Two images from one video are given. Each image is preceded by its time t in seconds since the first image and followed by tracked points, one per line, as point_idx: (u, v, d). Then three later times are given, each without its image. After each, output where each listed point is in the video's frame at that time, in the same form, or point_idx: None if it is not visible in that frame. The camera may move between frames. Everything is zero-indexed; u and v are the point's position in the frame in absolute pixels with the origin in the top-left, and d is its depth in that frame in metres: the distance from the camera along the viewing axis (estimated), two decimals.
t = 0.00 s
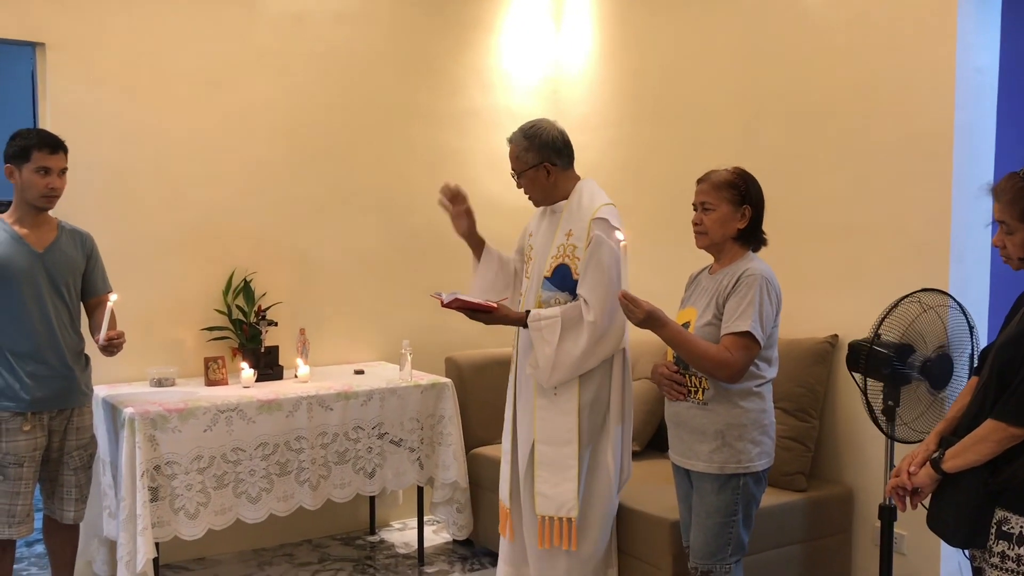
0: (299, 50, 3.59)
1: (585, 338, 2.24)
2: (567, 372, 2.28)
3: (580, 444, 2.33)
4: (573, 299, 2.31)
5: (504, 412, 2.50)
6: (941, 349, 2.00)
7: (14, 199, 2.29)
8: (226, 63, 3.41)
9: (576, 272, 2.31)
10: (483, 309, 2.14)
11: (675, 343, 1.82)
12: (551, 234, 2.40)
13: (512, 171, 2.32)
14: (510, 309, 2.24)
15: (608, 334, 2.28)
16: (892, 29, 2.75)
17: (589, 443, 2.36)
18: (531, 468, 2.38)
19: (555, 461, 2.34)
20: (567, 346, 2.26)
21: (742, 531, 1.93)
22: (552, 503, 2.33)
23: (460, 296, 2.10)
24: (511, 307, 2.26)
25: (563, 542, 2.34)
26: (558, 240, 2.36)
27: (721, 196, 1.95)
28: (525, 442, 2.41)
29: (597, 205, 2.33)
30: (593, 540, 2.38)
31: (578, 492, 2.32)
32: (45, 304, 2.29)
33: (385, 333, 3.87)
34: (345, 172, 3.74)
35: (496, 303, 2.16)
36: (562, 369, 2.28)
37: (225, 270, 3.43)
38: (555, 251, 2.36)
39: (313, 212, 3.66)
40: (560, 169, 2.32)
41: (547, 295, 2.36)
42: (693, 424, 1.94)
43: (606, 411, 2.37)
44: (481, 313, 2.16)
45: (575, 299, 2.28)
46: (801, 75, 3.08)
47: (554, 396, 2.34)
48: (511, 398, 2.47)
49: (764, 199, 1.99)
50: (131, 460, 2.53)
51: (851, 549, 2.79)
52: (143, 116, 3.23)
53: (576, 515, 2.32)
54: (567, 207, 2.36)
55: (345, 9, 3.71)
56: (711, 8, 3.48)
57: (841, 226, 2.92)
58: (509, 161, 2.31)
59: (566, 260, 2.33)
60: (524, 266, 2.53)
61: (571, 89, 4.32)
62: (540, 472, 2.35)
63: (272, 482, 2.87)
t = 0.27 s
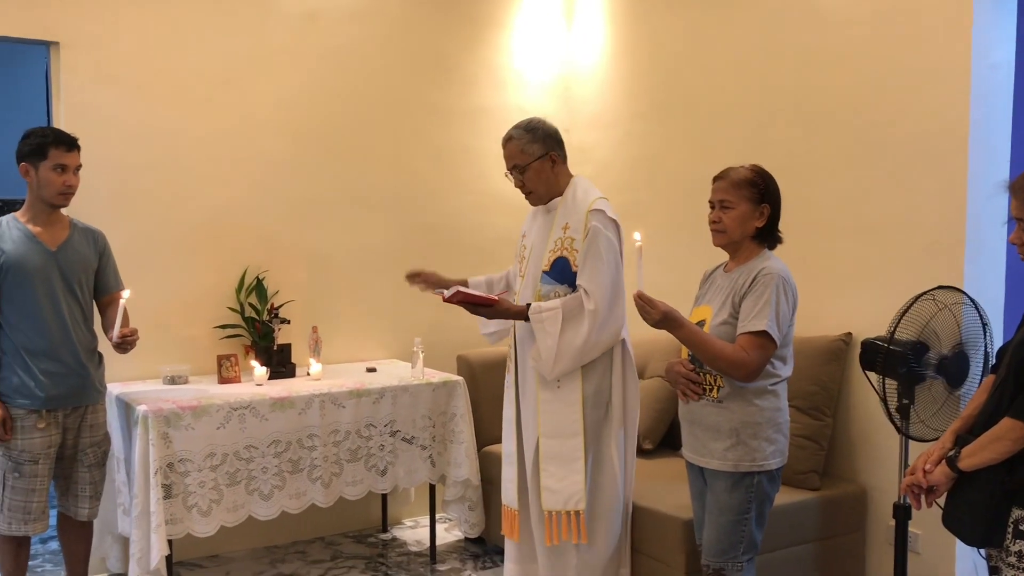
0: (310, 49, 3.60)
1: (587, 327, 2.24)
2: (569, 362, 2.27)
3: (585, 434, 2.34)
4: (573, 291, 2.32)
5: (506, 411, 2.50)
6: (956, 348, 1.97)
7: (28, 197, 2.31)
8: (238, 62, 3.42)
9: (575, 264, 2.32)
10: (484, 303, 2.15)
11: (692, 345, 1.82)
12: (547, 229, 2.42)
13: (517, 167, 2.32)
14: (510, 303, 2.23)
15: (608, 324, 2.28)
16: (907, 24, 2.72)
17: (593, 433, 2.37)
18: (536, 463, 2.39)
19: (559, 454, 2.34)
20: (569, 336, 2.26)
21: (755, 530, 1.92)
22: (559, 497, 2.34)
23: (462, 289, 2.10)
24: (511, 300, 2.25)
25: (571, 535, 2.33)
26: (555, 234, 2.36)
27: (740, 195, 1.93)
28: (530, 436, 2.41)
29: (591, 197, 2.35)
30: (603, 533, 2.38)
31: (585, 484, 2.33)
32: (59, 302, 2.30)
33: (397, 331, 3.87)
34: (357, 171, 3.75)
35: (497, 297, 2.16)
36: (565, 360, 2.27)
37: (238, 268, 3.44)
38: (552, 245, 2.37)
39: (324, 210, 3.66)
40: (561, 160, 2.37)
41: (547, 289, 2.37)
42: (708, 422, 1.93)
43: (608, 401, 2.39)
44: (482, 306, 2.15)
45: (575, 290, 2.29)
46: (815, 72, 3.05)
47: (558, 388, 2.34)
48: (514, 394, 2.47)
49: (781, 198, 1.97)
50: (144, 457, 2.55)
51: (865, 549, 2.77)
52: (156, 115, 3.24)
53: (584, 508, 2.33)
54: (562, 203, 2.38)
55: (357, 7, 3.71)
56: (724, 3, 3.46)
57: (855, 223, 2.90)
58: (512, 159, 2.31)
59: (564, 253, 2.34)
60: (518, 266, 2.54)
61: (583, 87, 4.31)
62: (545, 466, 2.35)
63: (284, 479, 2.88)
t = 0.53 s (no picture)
0: (321, 50, 3.60)
1: (583, 317, 2.30)
2: (566, 352, 2.33)
3: (586, 425, 2.41)
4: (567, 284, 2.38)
5: (504, 412, 2.53)
6: (973, 347, 1.94)
7: (40, 200, 2.31)
8: (249, 63, 3.43)
9: (568, 258, 2.37)
10: (484, 296, 2.19)
11: (709, 346, 1.80)
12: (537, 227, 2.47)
13: (507, 166, 2.36)
14: (507, 296, 2.27)
15: (602, 314, 2.35)
16: (922, 19, 2.68)
17: (594, 423, 2.44)
18: (539, 457, 2.43)
19: (563, 446, 2.39)
20: (565, 326, 2.32)
21: (768, 531, 1.90)
22: (564, 489, 2.38)
23: (462, 281, 2.13)
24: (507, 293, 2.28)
25: (578, 525, 2.38)
26: (546, 230, 2.42)
27: (761, 194, 1.91)
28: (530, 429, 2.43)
29: (578, 193, 2.42)
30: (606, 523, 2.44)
31: (589, 474, 2.39)
32: (71, 303, 2.32)
33: (409, 331, 3.87)
34: (368, 171, 3.74)
35: (496, 289, 2.21)
36: (562, 349, 2.33)
37: (250, 269, 3.45)
38: (544, 241, 2.42)
39: (336, 210, 3.66)
40: (548, 160, 2.44)
41: (542, 284, 2.41)
42: (724, 423, 1.92)
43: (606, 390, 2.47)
44: (481, 299, 2.19)
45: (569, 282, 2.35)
46: (828, 68, 3.02)
47: (559, 380, 2.40)
48: (513, 391, 2.52)
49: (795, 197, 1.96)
50: (158, 457, 2.55)
51: (882, 549, 2.74)
52: (168, 117, 3.25)
53: (590, 497, 2.38)
54: (550, 201, 2.43)
55: (367, 7, 3.71)
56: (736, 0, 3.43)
57: (869, 221, 2.86)
58: (503, 159, 2.36)
59: (556, 248, 2.39)
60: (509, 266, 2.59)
61: (594, 86, 4.29)
62: (549, 459, 2.40)
63: (297, 479, 2.88)
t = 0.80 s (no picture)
0: (328, 49, 3.60)
1: (579, 311, 2.32)
2: (564, 345, 2.35)
3: (587, 419, 2.43)
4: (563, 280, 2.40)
5: (502, 410, 2.56)
6: (985, 345, 1.93)
7: (48, 201, 2.32)
8: (257, 63, 3.43)
9: (564, 255, 2.40)
10: (483, 291, 2.18)
11: (728, 347, 1.77)
12: (532, 226, 2.49)
13: (501, 168, 2.37)
14: (505, 291, 2.27)
15: (598, 309, 2.38)
16: (932, 13, 2.65)
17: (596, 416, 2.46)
18: (541, 452, 2.44)
19: (565, 439, 2.41)
20: (562, 321, 2.34)
21: (776, 532, 1.89)
22: (569, 480, 2.41)
23: (461, 276, 2.13)
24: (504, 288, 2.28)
25: (584, 515, 2.42)
26: (540, 229, 2.44)
27: (778, 193, 1.89)
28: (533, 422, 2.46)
29: (571, 191, 2.43)
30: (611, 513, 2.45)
31: (592, 465, 2.42)
32: (79, 303, 2.33)
33: (417, 331, 3.87)
34: (376, 170, 3.74)
35: (493, 284, 2.21)
36: (559, 343, 2.35)
37: (258, 269, 3.45)
38: (540, 240, 2.44)
39: (343, 210, 3.66)
40: (540, 159, 2.44)
41: (539, 282, 2.44)
42: (738, 423, 1.90)
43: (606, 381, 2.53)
44: (480, 295, 2.19)
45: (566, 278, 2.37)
46: (837, 64, 3.00)
47: (558, 374, 2.43)
48: (510, 390, 2.54)
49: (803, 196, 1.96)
50: (168, 457, 2.56)
51: (893, 549, 2.72)
52: (175, 117, 3.26)
53: (594, 488, 2.42)
54: (544, 200, 2.45)
55: (374, 7, 3.71)
56: None
57: (879, 218, 2.84)
58: (496, 161, 2.36)
59: (552, 246, 2.41)
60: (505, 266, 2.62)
61: (602, 84, 4.27)
62: (551, 453, 2.42)
63: (307, 479, 2.88)
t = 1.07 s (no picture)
0: (331, 48, 3.60)
1: (579, 309, 2.32)
2: (562, 343, 2.35)
3: (587, 416, 2.42)
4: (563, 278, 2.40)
5: (500, 408, 2.56)
6: (992, 343, 1.90)
7: (52, 200, 2.33)
8: (260, 62, 3.44)
9: (563, 253, 2.40)
10: (482, 287, 2.18)
11: (743, 348, 1.76)
12: (531, 225, 2.49)
13: (501, 167, 2.37)
14: (505, 287, 2.25)
15: (597, 306, 2.38)
16: (937, 9, 2.64)
17: (597, 415, 2.45)
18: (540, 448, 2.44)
19: (564, 436, 2.41)
20: (561, 318, 2.34)
21: (798, 531, 1.88)
22: (567, 477, 2.41)
23: (462, 272, 2.12)
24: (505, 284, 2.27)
25: (582, 512, 2.41)
26: (540, 227, 2.44)
27: (783, 190, 1.89)
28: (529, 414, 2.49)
29: (570, 189, 2.43)
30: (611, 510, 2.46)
31: (591, 462, 2.42)
32: (83, 303, 2.33)
33: (421, 330, 3.87)
34: (380, 169, 3.74)
35: (494, 280, 2.20)
36: (559, 341, 2.35)
37: (262, 268, 3.45)
38: (539, 238, 2.44)
39: (347, 209, 3.66)
40: (539, 158, 2.44)
41: (538, 280, 2.44)
42: (747, 423, 1.88)
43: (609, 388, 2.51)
44: (480, 291, 2.19)
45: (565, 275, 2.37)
46: (842, 61, 2.99)
47: (558, 372, 2.43)
48: (509, 388, 2.54)
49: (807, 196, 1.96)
50: (173, 455, 2.56)
51: (899, 547, 2.70)
52: (179, 116, 3.26)
53: (592, 485, 2.41)
54: (543, 199, 2.45)
55: (377, 5, 3.71)
56: None
57: (884, 216, 2.83)
58: (496, 159, 2.36)
59: (552, 244, 2.41)
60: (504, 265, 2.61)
61: (606, 82, 4.26)
62: (550, 449, 2.42)
63: (312, 477, 2.88)
